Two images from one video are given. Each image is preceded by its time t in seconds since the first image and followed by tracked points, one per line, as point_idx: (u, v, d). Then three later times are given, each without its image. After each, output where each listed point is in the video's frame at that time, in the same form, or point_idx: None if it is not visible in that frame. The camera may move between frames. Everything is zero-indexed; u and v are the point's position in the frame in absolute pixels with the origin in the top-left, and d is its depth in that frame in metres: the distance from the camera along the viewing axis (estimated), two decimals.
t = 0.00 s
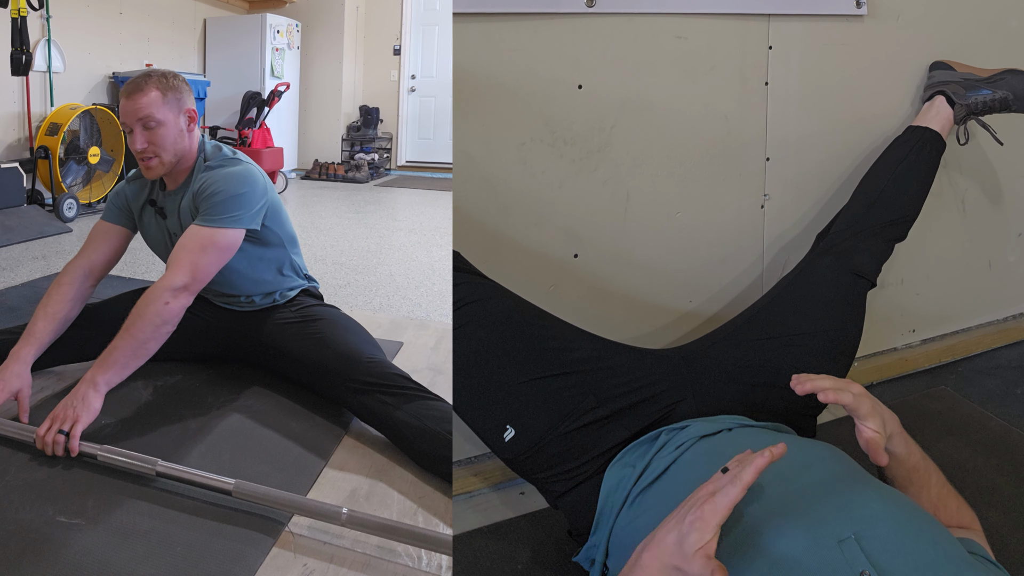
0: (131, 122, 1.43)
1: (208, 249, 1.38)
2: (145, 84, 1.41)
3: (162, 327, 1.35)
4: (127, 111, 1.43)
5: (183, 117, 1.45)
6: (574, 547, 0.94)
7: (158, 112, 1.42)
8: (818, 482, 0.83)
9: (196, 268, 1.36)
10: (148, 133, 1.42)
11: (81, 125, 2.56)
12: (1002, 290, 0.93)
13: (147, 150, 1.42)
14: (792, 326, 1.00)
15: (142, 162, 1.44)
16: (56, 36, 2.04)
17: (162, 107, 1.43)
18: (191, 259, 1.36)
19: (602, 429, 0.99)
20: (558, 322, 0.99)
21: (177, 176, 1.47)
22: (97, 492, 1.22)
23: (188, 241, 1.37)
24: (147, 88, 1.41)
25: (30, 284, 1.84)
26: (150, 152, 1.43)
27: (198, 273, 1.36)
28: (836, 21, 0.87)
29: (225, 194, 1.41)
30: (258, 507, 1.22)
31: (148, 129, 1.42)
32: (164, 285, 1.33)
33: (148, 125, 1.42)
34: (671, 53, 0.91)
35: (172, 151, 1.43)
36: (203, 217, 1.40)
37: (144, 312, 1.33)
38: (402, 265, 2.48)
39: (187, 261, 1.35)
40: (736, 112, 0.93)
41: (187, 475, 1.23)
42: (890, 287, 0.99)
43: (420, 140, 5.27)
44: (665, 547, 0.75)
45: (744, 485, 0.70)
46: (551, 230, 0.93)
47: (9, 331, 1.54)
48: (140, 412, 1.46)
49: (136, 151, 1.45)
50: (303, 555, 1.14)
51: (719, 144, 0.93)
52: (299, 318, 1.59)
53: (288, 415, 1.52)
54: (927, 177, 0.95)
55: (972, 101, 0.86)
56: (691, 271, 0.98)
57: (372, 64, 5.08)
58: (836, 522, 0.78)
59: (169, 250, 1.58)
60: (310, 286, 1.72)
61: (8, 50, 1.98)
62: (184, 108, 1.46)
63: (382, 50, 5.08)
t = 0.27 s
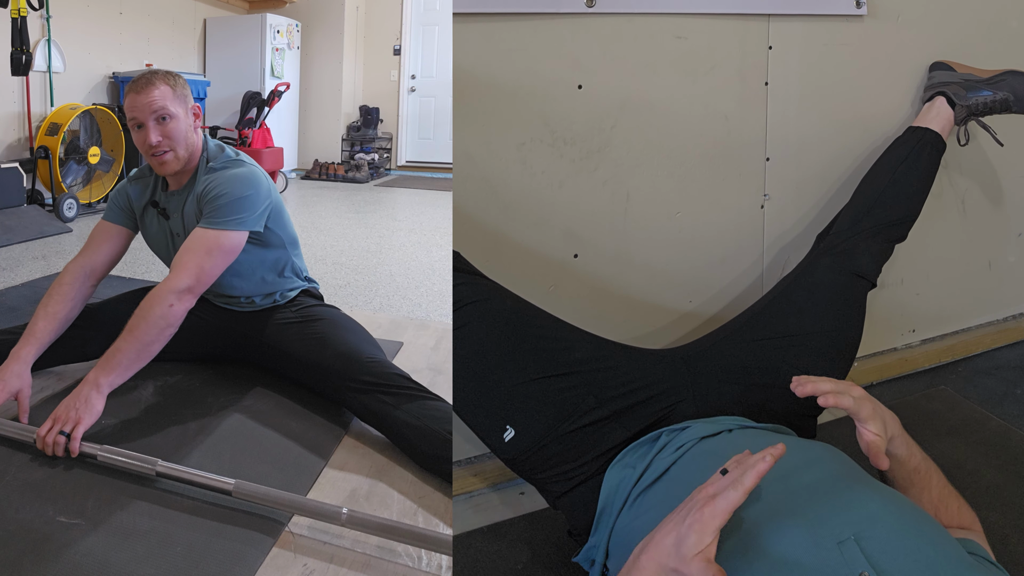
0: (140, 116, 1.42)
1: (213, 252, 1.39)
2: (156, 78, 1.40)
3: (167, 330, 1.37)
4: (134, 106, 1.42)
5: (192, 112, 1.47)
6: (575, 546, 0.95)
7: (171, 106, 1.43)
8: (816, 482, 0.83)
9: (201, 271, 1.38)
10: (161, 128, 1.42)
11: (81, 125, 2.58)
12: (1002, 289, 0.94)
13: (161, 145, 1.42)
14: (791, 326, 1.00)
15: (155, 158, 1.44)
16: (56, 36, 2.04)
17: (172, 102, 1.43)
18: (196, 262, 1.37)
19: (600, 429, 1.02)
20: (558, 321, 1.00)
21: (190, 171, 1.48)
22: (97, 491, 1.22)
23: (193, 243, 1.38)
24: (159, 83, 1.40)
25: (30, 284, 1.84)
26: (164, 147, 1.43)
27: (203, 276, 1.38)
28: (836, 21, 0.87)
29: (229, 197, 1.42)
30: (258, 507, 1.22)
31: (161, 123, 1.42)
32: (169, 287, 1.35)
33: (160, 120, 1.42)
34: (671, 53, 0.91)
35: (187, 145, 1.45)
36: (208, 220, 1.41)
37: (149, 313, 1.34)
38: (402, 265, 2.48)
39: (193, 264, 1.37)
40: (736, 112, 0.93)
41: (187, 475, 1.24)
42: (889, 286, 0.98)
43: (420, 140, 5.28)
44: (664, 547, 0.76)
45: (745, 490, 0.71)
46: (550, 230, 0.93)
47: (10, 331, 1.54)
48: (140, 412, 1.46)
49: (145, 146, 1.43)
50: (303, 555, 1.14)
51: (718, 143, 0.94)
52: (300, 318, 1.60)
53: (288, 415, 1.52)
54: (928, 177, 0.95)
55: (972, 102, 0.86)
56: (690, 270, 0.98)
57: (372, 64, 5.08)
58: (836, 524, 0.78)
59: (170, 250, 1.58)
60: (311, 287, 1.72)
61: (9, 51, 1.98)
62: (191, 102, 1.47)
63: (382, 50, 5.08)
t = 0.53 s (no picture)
0: (142, 117, 1.43)
1: (211, 249, 1.38)
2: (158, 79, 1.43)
3: (165, 326, 1.35)
4: (136, 106, 1.44)
5: (193, 112, 1.48)
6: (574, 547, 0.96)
7: (172, 106, 1.44)
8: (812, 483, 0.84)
9: (199, 268, 1.36)
10: (162, 127, 1.43)
11: (82, 125, 2.56)
12: (1001, 289, 0.93)
13: (162, 144, 1.43)
14: (792, 326, 1.00)
15: (155, 156, 1.43)
16: (56, 36, 2.04)
17: (173, 102, 1.45)
18: (195, 259, 1.36)
19: (601, 430, 1.02)
20: (557, 321, 1.00)
21: (190, 169, 1.47)
22: (97, 491, 1.22)
23: (193, 241, 1.37)
24: (161, 83, 1.43)
25: (30, 284, 1.84)
26: (165, 146, 1.43)
27: (202, 273, 1.37)
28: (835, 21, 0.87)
29: (229, 194, 1.42)
30: (258, 506, 1.22)
31: (162, 123, 1.43)
32: (167, 284, 1.33)
33: (161, 119, 1.44)
34: (670, 53, 0.91)
35: (187, 145, 1.45)
36: (207, 217, 1.40)
37: (147, 309, 1.32)
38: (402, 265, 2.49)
39: (192, 261, 1.35)
40: (736, 112, 0.93)
41: (187, 475, 1.24)
42: (890, 286, 0.98)
43: (420, 140, 5.28)
44: (663, 548, 0.76)
45: (744, 490, 0.71)
46: (550, 230, 0.93)
47: (10, 331, 1.54)
48: (140, 412, 1.46)
49: (145, 146, 1.44)
50: (303, 555, 1.14)
51: (719, 143, 0.94)
52: (300, 318, 1.59)
53: (288, 415, 1.52)
54: (927, 177, 0.95)
55: (973, 103, 0.86)
56: (689, 270, 0.98)
57: (372, 64, 5.09)
58: (836, 523, 0.78)
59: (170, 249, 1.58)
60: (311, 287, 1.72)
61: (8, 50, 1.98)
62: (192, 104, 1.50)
63: (382, 50, 5.08)
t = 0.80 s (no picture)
0: (141, 116, 1.40)
1: (230, 241, 1.46)
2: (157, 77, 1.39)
3: (190, 322, 1.44)
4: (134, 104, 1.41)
5: (192, 111, 1.45)
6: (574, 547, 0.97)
7: (171, 105, 1.41)
8: (812, 482, 0.83)
9: (223, 261, 1.46)
10: (162, 126, 1.40)
11: (81, 125, 2.46)
12: (1002, 290, 0.93)
13: (161, 143, 1.41)
14: (789, 326, 1.01)
15: (155, 156, 1.42)
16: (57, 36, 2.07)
17: (172, 101, 1.41)
18: (219, 253, 1.45)
19: (600, 429, 1.02)
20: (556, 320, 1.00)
21: (190, 168, 1.47)
22: (97, 491, 1.22)
23: (212, 233, 1.45)
24: (158, 82, 1.39)
25: (30, 283, 1.84)
26: (164, 145, 1.41)
27: (225, 265, 1.46)
28: (834, 20, 0.87)
29: (239, 185, 1.45)
30: (258, 507, 1.22)
31: (162, 122, 1.41)
32: (195, 279, 1.43)
33: (160, 118, 1.41)
34: (671, 53, 0.91)
35: (187, 142, 1.44)
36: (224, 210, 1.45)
37: (171, 300, 1.42)
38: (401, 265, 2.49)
39: (214, 255, 1.45)
40: (736, 112, 0.93)
41: (187, 475, 1.24)
42: (890, 286, 0.98)
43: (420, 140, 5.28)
44: (661, 547, 0.76)
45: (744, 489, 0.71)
46: (550, 229, 0.93)
47: (9, 331, 1.54)
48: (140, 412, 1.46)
49: (146, 145, 1.42)
50: (303, 555, 1.14)
51: (718, 143, 0.94)
52: (300, 318, 1.60)
53: (287, 415, 1.52)
54: (926, 177, 0.96)
55: (972, 104, 0.86)
56: (689, 270, 0.98)
57: (372, 64, 5.09)
58: (834, 523, 0.78)
59: (169, 251, 1.55)
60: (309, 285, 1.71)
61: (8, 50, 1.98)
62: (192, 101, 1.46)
63: (382, 50, 5.08)
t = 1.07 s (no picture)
0: (139, 115, 1.41)
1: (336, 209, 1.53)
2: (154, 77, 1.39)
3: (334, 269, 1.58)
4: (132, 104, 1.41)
5: (189, 109, 1.46)
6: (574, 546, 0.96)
7: (169, 103, 1.41)
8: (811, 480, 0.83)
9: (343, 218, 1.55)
10: (161, 125, 1.42)
11: (81, 125, 2.54)
12: (1002, 290, 0.93)
13: (161, 141, 1.42)
14: (792, 322, 1.00)
15: (155, 156, 1.42)
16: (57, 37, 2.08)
17: (169, 99, 1.42)
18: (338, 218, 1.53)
19: (601, 429, 1.02)
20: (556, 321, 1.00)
21: (190, 167, 1.46)
22: (97, 491, 1.22)
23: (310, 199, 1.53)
24: (156, 81, 1.39)
25: (30, 284, 1.85)
26: (164, 143, 1.42)
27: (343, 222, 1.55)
28: (833, 21, 0.88)
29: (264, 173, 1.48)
30: (258, 507, 1.22)
31: (161, 121, 1.41)
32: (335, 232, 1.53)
33: (159, 117, 1.42)
34: (671, 53, 0.91)
35: (187, 142, 1.44)
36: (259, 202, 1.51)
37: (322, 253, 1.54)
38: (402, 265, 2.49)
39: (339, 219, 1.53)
40: (736, 112, 0.93)
41: (187, 475, 1.24)
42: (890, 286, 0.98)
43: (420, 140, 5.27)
44: (685, 564, 0.80)
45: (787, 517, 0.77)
46: (550, 230, 0.93)
47: (9, 331, 1.54)
48: (140, 411, 1.46)
49: (146, 145, 1.43)
50: (303, 555, 1.14)
51: (719, 144, 0.94)
52: (300, 318, 1.59)
53: (288, 415, 1.52)
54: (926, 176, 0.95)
55: (972, 103, 0.86)
56: (689, 271, 0.98)
57: (372, 64, 5.08)
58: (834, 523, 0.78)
59: (177, 245, 1.54)
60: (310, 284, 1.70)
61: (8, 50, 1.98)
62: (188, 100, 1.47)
63: (382, 50, 5.07)
